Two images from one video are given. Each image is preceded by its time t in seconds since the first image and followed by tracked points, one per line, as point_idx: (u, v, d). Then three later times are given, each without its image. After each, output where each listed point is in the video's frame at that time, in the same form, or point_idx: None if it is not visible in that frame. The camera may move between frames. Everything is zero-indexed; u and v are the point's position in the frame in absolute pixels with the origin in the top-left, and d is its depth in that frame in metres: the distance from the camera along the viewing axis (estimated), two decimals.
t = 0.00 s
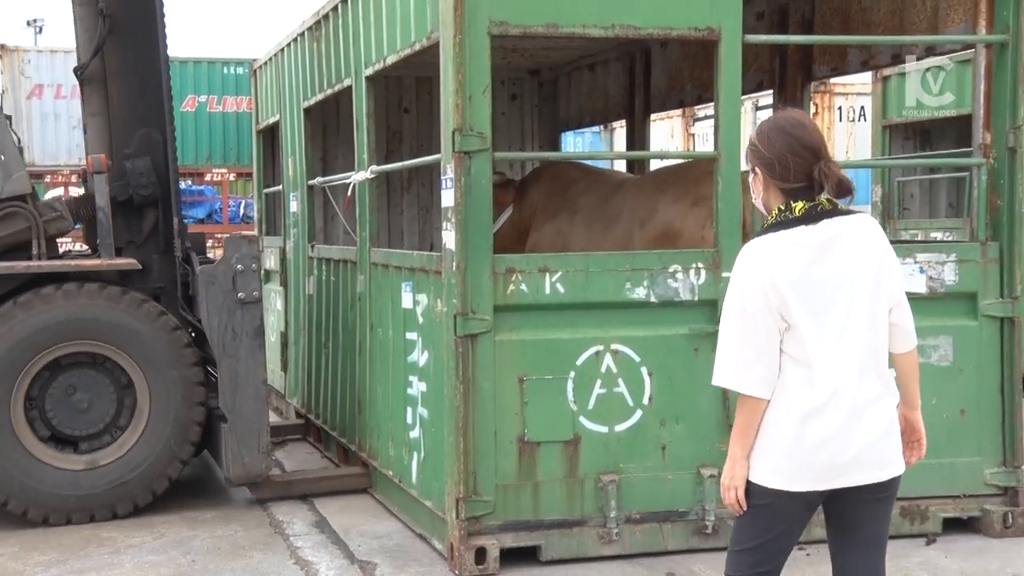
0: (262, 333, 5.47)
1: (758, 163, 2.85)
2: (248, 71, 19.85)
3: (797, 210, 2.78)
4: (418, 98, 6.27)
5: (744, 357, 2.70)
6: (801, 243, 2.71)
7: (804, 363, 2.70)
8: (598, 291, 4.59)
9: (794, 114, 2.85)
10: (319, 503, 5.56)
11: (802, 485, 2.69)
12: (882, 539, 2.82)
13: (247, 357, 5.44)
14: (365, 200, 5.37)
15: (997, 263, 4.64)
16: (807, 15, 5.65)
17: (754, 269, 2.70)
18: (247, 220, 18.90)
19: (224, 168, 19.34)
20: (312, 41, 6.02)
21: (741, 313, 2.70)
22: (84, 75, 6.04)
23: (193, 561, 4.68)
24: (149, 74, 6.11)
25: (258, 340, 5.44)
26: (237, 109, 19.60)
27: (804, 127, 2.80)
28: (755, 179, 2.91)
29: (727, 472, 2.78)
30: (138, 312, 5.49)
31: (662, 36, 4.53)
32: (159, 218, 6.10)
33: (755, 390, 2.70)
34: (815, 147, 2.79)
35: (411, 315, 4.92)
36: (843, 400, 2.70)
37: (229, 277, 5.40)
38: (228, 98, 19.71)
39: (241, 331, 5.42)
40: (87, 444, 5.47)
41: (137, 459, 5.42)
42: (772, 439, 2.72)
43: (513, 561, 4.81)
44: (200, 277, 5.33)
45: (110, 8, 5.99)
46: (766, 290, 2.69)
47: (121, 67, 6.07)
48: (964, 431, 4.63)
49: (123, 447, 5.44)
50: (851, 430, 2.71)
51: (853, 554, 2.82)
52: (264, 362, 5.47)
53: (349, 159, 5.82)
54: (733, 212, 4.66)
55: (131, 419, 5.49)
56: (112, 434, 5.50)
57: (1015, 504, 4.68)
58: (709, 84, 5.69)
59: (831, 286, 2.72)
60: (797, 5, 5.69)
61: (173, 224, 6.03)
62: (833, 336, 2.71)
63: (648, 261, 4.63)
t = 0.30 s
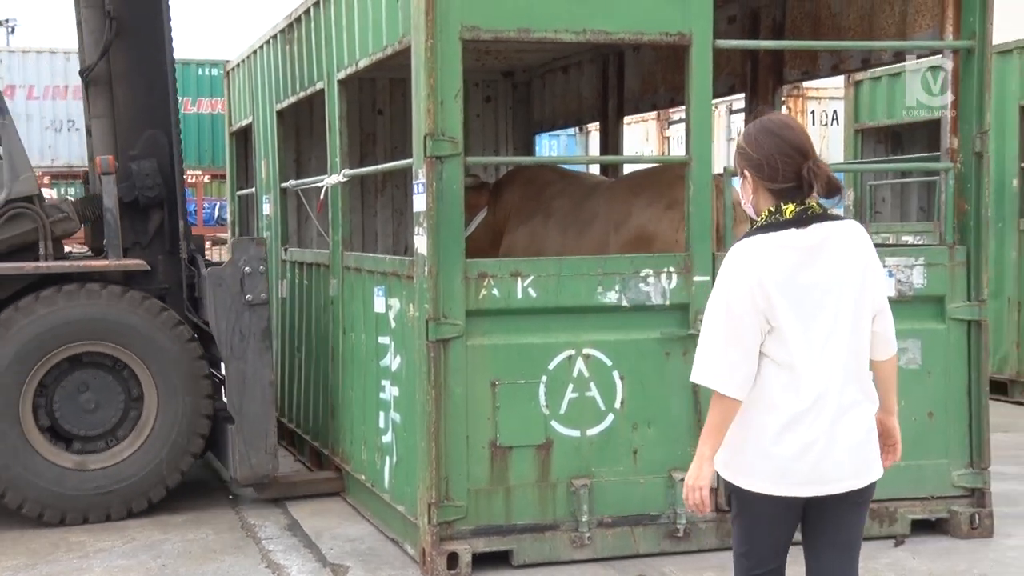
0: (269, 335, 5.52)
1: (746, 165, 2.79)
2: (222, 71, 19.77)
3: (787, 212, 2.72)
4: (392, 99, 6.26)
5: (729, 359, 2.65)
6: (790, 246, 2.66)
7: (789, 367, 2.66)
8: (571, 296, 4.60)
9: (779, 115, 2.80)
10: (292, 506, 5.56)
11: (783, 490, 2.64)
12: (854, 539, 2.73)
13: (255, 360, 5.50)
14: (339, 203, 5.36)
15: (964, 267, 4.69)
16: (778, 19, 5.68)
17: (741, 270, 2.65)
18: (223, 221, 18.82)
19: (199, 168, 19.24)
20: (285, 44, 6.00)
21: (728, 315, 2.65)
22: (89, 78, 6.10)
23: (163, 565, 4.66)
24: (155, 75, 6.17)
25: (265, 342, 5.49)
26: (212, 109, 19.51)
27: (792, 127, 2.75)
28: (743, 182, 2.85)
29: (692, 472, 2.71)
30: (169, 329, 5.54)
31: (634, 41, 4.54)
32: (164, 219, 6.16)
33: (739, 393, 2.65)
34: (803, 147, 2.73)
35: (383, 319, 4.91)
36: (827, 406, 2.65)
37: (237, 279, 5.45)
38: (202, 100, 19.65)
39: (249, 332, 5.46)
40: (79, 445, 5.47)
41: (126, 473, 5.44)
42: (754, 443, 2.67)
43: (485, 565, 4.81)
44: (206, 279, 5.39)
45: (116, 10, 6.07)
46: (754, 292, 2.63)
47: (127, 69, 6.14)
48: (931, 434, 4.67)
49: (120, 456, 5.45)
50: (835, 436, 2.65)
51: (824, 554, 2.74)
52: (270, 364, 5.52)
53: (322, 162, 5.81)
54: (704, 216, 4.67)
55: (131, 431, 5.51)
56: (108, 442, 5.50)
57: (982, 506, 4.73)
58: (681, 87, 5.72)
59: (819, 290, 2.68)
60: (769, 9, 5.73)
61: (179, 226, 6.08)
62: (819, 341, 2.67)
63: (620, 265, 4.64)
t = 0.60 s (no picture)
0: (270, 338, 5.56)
1: (708, 172, 2.80)
2: (196, 75, 19.66)
3: (754, 216, 2.74)
4: (367, 103, 6.26)
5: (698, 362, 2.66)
6: (759, 249, 2.67)
7: (758, 369, 2.67)
8: (545, 300, 4.61)
9: (734, 118, 2.82)
10: (266, 512, 5.54)
11: (751, 491, 2.65)
12: (819, 540, 2.76)
13: (257, 364, 5.53)
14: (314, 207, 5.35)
15: (935, 269, 4.73)
16: (751, 24, 5.73)
17: (712, 273, 2.66)
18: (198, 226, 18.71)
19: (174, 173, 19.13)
20: (259, 48, 5.99)
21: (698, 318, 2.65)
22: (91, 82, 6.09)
23: (136, 572, 4.63)
24: (156, 80, 6.17)
25: (267, 345, 5.53)
26: (187, 114, 19.41)
27: (747, 131, 2.77)
28: (706, 187, 2.86)
29: (667, 474, 2.75)
30: (186, 351, 5.60)
31: (607, 46, 4.55)
32: (164, 223, 6.16)
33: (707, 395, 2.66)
34: (762, 151, 2.75)
35: (358, 324, 4.90)
36: (794, 407, 2.67)
37: (240, 283, 5.46)
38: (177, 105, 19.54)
39: (251, 335, 5.49)
40: (70, 445, 5.48)
41: (113, 482, 5.43)
42: (722, 445, 2.68)
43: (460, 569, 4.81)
44: (210, 283, 5.40)
45: (117, 15, 6.06)
46: (723, 295, 2.64)
47: (128, 73, 6.13)
48: (903, 436, 4.70)
49: (114, 463, 5.47)
50: (802, 437, 2.67)
51: (789, 557, 2.75)
52: (270, 367, 5.57)
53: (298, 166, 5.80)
54: (677, 221, 4.69)
55: (125, 443, 5.52)
56: (98, 449, 5.51)
57: (953, 507, 4.77)
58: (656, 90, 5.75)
59: (788, 292, 2.69)
60: (741, 14, 5.79)
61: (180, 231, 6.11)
62: (787, 343, 2.68)
63: (594, 269, 4.65)
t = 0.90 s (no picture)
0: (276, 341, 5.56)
1: (695, 173, 2.80)
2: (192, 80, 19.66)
3: (738, 219, 2.74)
4: (362, 107, 6.26)
5: (680, 366, 2.67)
6: (743, 254, 2.67)
7: (740, 374, 2.67)
8: (539, 303, 4.61)
9: (725, 121, 2.83)
10: (261, 516, 5.54)
11: (735, 495, 2.65)
12: (806, 545, 2.77)
13: (262, 367, 5.53)
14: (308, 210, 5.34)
15: (929, 273, 4.73)
16: (744, 28, 5.74)
17: (696, 277, 2.66)
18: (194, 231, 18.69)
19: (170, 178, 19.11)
20: (253, 52, 5.99)
21: (680, 323, 2.66)
22: (94, 85, 6.09)
23: None
24: (160, 84, 6.17)
25: (273, 348, 5.53)
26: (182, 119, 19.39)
27: (739, 133, 2.78)
28: (690, 189, 2.87)
29: (647, 481, 2.76)
30: (196, 362, 5.61)
31: (600, 50, 4.56)
32: (169, 227, 6.17)
33: (690, 400, 2.67)
34: (750, 155, 2.76)
35: (352, 327, 4.90)
36: (778, 411, 2.67)
37: (245, 285, 5.48)
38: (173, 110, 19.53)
39: (257, 338, 5.49)
40: (73, 446, 5.48)
41: (112, 487, 5.43)
42: (706, 449, 2.69)
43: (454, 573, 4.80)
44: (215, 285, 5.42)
45: (122, 19, 6.06)
46: (707, 300, 2.65)
47: (132, 77, 6.13)
48: (897, 439, 4.71)
49: (116, 467, 5.47)
50: (785, 440, 2.68)
51: (778, 562, 2.75)
52: (277, 370, 5.56)
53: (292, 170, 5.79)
54: (671, 224, 4.69)
55: (127, 449, 5.52)
56: (99, 452, 5.51)
57: (947, 510, 4.77)
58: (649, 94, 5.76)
59: (771, 297, 2.69)
60: (735, 18, 5.80)
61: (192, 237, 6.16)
62: (770, 347, 2.69)
63: (588, 272, 4.65)
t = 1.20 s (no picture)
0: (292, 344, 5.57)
1: (699, 174, 2.80)
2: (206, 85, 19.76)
3: (742, 222, 2.73)
4: (373, 111, 6.28)
5: (680, 369, 2.67)
6: (745, 257, 2.67)
7: (740, 378, 2.67)
8: (547, 307, 4.60)
9: (733, 123, 2.81)
10: (270, 519, 5.56)
11: (733, 501, 2.65)
12: (806, 550, 2.76)
13: (278, 370, 5.53)
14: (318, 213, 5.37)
15: (938, 276, 4.71)
16: (754, 31, 5.75)
17: (696, 279, 2.66)
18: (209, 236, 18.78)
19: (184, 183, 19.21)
20: (263, 56, 6.03)
21: (680, 325, 2.66)
22: (112, 90, 6.14)
23: None
24: (177, 89, 6.20)
25: (288, 351, 5.53)
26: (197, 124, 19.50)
27: (745, 135, 2.76)
28: (696, 191, 2.86)
29: (643, 482, 2.77)
30: (215, 370, 5.65)
31: (609, 54, 4.56)
32: (185, 231, 6.21)
33: (689, 403, 2.67)
34: (755, 157, 2.75)
35: (361, 331, 4.91)
36: (778, 417, 2.66)
37: (260, 289, 5.50)
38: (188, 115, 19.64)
39: (272, 341, 5.50)
40: (88, 446, 5.51)
41: (124, 489, 5.46)
42: (706, 454, 2.69)
43: None
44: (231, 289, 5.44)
45: (139, 24, 6.09)
46: (707, 302, 2.65)
47: (149, 82, 6.17)
48: (907, 443, 4.68)
49: (130, 470, 5.50)
50: (786, 446, 2.67)
51: (779, 567, 2.74)
52: (293, 375, 5.56)
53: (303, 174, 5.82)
54: (679, 227, 4.67)
55: (140, 453, 5.55)
56: (113, 455, 5.54)
57: (957, 515, 4.74)
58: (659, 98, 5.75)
59: (772, 300, 2.69)
60: (745, 22, 5.80)
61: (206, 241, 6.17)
62: (771, 352, 2.68)
63: (596, 276, 4.65)
